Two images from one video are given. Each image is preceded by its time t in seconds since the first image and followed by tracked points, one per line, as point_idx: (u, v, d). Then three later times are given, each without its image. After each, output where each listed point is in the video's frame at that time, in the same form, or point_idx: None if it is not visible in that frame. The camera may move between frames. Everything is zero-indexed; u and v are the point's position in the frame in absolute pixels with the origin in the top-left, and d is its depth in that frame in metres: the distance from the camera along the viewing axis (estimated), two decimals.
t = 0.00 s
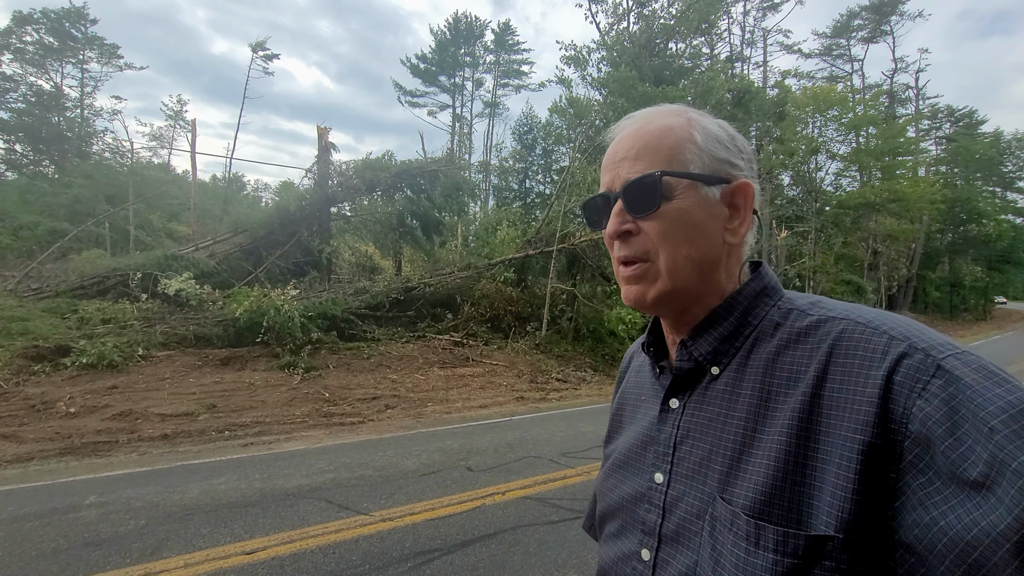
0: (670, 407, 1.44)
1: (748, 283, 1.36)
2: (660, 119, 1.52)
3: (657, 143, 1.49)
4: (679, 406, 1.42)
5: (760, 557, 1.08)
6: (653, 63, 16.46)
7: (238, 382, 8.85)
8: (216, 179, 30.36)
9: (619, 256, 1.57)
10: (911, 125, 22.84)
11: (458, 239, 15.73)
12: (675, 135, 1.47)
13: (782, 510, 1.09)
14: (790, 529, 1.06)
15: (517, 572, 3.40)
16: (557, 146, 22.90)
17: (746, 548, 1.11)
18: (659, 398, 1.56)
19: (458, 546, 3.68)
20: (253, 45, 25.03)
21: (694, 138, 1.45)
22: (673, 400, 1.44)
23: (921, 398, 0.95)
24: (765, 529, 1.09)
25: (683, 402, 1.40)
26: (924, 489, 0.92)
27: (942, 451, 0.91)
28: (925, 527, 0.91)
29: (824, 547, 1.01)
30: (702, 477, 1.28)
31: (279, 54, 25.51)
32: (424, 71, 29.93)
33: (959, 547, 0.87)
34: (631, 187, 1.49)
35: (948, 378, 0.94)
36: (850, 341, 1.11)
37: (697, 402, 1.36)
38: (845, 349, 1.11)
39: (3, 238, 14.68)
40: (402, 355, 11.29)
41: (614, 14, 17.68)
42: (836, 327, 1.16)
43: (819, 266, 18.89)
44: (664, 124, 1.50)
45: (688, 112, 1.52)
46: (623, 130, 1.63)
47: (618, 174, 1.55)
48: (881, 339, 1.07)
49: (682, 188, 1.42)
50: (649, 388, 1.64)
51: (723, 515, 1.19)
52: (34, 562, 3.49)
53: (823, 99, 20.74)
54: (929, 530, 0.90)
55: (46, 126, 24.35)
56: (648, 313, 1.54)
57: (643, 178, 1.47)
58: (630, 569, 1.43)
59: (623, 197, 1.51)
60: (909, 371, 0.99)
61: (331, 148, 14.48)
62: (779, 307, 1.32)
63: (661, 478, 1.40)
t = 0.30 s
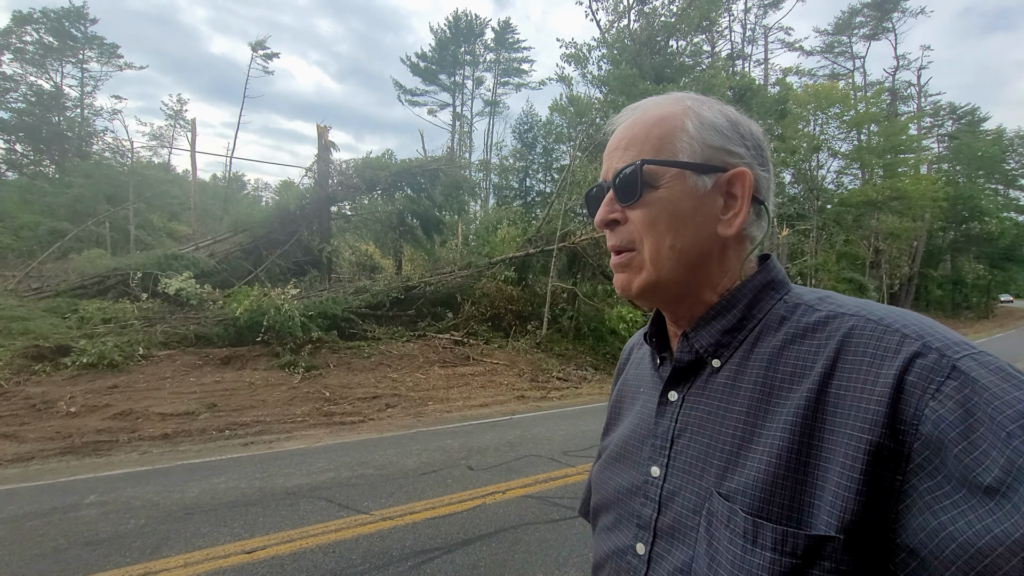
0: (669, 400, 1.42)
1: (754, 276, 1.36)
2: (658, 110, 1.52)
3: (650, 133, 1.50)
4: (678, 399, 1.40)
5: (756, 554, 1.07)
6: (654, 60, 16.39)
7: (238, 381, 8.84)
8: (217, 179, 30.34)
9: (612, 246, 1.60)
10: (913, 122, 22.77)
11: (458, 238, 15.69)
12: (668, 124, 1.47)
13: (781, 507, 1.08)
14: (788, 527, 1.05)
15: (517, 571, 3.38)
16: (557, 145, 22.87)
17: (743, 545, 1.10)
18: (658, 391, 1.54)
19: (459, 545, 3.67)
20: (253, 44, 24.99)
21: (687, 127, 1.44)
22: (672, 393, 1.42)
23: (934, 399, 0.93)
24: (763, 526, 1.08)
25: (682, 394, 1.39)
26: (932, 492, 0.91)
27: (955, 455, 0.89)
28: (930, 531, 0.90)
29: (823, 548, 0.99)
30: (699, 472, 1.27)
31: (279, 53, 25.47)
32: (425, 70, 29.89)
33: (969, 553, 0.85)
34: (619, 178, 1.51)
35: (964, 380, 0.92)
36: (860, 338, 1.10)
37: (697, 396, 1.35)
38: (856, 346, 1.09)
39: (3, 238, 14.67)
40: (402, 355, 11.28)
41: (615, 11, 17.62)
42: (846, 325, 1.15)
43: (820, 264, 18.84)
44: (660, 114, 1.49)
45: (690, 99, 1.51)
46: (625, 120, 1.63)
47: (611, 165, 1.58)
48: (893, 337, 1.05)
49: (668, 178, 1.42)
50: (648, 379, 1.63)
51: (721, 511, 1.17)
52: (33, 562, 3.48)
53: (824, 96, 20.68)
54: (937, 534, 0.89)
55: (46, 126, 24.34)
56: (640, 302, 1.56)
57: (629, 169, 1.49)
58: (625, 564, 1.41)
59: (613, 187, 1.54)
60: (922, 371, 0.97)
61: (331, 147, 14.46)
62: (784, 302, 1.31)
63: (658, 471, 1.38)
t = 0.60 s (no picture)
0: (680, 402, 1.41)
1: (771, 281, 1.36)
2: (665, 116, 1.52)
3: (660, 141, 1.50)
4: (688, 401, 1.39)
5: (764, 557, 1.07)
6: (653, 59, 16.37)
7: (239, 384, 8.84)
8: (217, 181, 30.33)
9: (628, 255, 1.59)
10: (913, 120, 22.76)
11: (458, 239, 15.69)
12: (679, 131, 1.47)
13: (789, 511, 1.08)
14: (796, 530, 1.05)
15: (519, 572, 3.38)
16: (557, 145, 22.87)
17: (750, 548, 1.10)
18: (668, 394, 1.53)
19: (461, 547, 3.66)
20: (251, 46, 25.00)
21: (697, 132, 1.44)
22: (683, 395, 1.41)
23: (951, 408, 0.93)
24: (771, 529, 1.08)
25: (694, 396, 1.38)
26: (945, 501, 0.89)
27: (971, 464, 0.88)
28: (943, 540, 0.88)
29: (832, 553, 0.99)
30: (708, 473, 1.26)
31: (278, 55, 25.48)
32: (424, 70, 29.92)
33: (983, 563, 0.84)
34: (633, 187, 1.50)
35: (982, 390, 0.92)
36: (875, 345, 1.10)
37: (708, 398, 1.34)
38: (872, 353, 1.09)
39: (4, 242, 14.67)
40: (403, 356, 11.28)
41: (614, 11, 17.61)
42: (862, 331, 1.15)
43: (821, 263, 18.85)
44: (668, 121, 1.49)
45: (697, 103, 1.51)
46: (634, 128, 1.64)
47: (623, 175, 1.58)
48: (910, 344, 1.05)
49: (683, 185, 1.42)
50: (658, 380, 1.62)
51: (728, 513, 1.17)
52: (36, 566, 3.48)
53: (824, 95, 20.71)
54: (948, 545, 0.88)
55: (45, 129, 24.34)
56: (660, 311, 1.55)
57: (643, 179, 1.48)
58: (629, 565, 1.40)
59: (628, 196, 1.53)
60: (938, 381, 0.97)
61: (331, 148, 14.45)
62: (801, 309, 1.31)
63: (667, 472, 1.37)
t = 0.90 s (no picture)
0: (696, 403, 1.39)
1: (789, 284, 1.34)
2: (628, 152, 1.53)
3: (630, 178, 1.50)
4: (705, 402, 1.37)
5: (785, 561, 1.07)
6: (649, 58, 16.36)
7: (235, 386, 8.79)
8: (211, 183, 30.17)
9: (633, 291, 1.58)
10: (907, 117, 22.84)
11: (454, 239, 15.66)
12: (644, 165, 1.48)
13: (810, 515, 1.08)
14: (818, 535, 1.06)
15: (518, 573, 3.36)
16: (552, 144, 22.85)
17: (770, 550, 1.10)
18: (682, 394, 1.50)
19: (460, 548, 3.65)
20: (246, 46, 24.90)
21: (659, 161, 1.45)
22: (699, 397, 1.39)
23: (977, 412, 0.93)
24: (791, 532, 1.08)
25: (710, 398, 1.36)
26: (971, 506, 0.90)
27: (1000, 469, 0.87)
28: (971, 545, 0.88)
29: (856, 557, 1.00)
30: (725, 475, 1.25)
31: (272, 56, 25.38)
32: (419, 71, 29.86)
33: (1012, 569, 0.84)
34: (617, 228, 1.51)
35: (1008, 393, 0.92)
36: (899, 347, 1.10)
37: (726, 400, 1.32)
38: (894, 356, 1.10)
39: None
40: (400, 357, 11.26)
41: (609, 10, 17.61)
42: (886, 334, 1.15)
43: (817, 261, 18.89)
44: (632, 157, 1.51)
45: (652, 129, 1.51)
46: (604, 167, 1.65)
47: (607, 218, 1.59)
48: (935, 347, 1.05)
49: (662, 216, 1.42)
50: (670, 381, 1.60)
51: (747, 516, 1.16)
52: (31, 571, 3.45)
53: (818, 93, 20.78)
54: (976, 551, 0.88)
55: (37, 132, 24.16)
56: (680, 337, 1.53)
57: (623, 219, 1.49)
58: (646, 567, 1.39)
59: (616, 237, 1.54)
60: (964, 383, 0.97)
61: (326, 149, 14.40)
62: (819, 311, 1.31)
63: (683, 474, 1.35)
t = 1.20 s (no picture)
0: (705, 401, 1.38)
1: (800, 279, 1.33)
2: (604, 175, 1.53)
3: (606, 202, 1.51)
4: (714, 400, 1.36)
5: (797, 562, 1.07)
6: (642, 58, 16.39)
7: (227, 387, 8.72)
8: (202, 183, 29.97)
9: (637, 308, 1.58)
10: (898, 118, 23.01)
11: (448, 238, 15.63)
12: (619, 190, 1.47)
13: (823, 515, 1.08)
14: (829, 535, 1.05)
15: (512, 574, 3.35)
16: (546, 144, 22.85)
17: (781, 551, 1.10)
18: (690, 391, 1.49)
19: (453, 549, 3.64)
20: (237, 45, 24.76)
21: (631, 185, 1.44)
22: (708, 394, 1.38)
23: (996, 411, 0.92)
24: (803, 533, 1.08)
25: (720, 395, 1.35)
26: (990, 507, 0.88)
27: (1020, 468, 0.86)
28: (990, 547, 0.87)
29: (870, 559, 0.99)
30: (735, 474, 1.24)
31: (264, 54, 25.22)
32: (412, 70, 29.77)
33: None
34: (606, 255, 1.52)
35: None
36: (915, 345, 1.10)
37: (736, 397, 1.31)
38: (910, 352, 1.09)
39: None
40: (393, 357, 11.22)
41: (602, 9, 17.61)
42: (899, 330, 1.15)
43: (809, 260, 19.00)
44: (606, 182, 1.51)
45: (619, 153, 1.50)
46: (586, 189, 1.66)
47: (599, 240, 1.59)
48: (951, 345, 1.05)
49: (645, 239, 1.42)
50: (678, 378, 1.59)
51: (758, 516, 1.16)
52: None
53: (810, 93, 20.89)
54: (995, 552, 0.87)
55: (25, 130, 23.88)
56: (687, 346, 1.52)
57: (609, 245, 1.50)
58: (653, 567, 1.38)
59: (607, 263, 1.55)
60: (984, 381, 0.96)
61: (318, 148, 14.32)
62: (831, 307, 1.30)
63: (691, 473, 1.34)
